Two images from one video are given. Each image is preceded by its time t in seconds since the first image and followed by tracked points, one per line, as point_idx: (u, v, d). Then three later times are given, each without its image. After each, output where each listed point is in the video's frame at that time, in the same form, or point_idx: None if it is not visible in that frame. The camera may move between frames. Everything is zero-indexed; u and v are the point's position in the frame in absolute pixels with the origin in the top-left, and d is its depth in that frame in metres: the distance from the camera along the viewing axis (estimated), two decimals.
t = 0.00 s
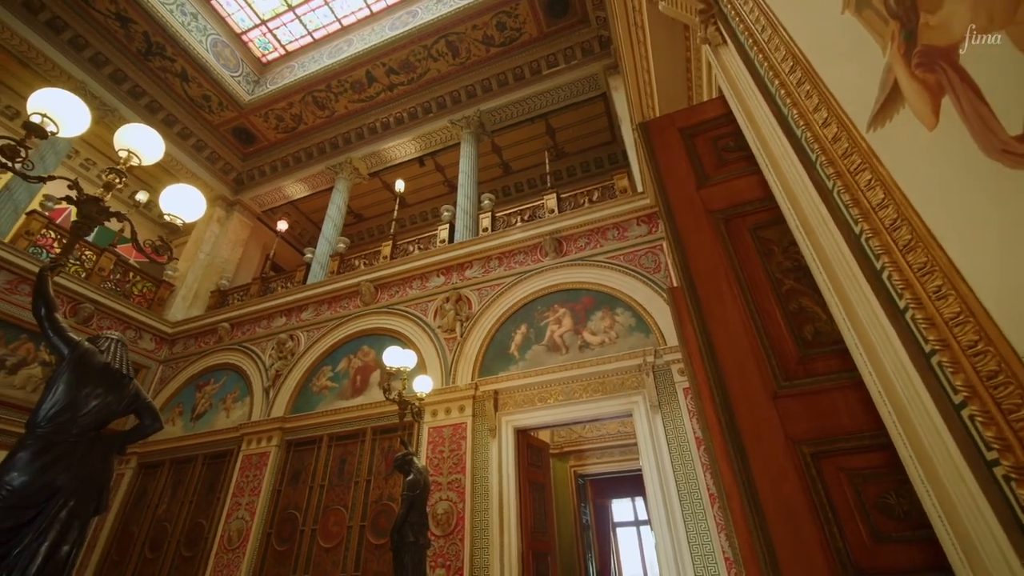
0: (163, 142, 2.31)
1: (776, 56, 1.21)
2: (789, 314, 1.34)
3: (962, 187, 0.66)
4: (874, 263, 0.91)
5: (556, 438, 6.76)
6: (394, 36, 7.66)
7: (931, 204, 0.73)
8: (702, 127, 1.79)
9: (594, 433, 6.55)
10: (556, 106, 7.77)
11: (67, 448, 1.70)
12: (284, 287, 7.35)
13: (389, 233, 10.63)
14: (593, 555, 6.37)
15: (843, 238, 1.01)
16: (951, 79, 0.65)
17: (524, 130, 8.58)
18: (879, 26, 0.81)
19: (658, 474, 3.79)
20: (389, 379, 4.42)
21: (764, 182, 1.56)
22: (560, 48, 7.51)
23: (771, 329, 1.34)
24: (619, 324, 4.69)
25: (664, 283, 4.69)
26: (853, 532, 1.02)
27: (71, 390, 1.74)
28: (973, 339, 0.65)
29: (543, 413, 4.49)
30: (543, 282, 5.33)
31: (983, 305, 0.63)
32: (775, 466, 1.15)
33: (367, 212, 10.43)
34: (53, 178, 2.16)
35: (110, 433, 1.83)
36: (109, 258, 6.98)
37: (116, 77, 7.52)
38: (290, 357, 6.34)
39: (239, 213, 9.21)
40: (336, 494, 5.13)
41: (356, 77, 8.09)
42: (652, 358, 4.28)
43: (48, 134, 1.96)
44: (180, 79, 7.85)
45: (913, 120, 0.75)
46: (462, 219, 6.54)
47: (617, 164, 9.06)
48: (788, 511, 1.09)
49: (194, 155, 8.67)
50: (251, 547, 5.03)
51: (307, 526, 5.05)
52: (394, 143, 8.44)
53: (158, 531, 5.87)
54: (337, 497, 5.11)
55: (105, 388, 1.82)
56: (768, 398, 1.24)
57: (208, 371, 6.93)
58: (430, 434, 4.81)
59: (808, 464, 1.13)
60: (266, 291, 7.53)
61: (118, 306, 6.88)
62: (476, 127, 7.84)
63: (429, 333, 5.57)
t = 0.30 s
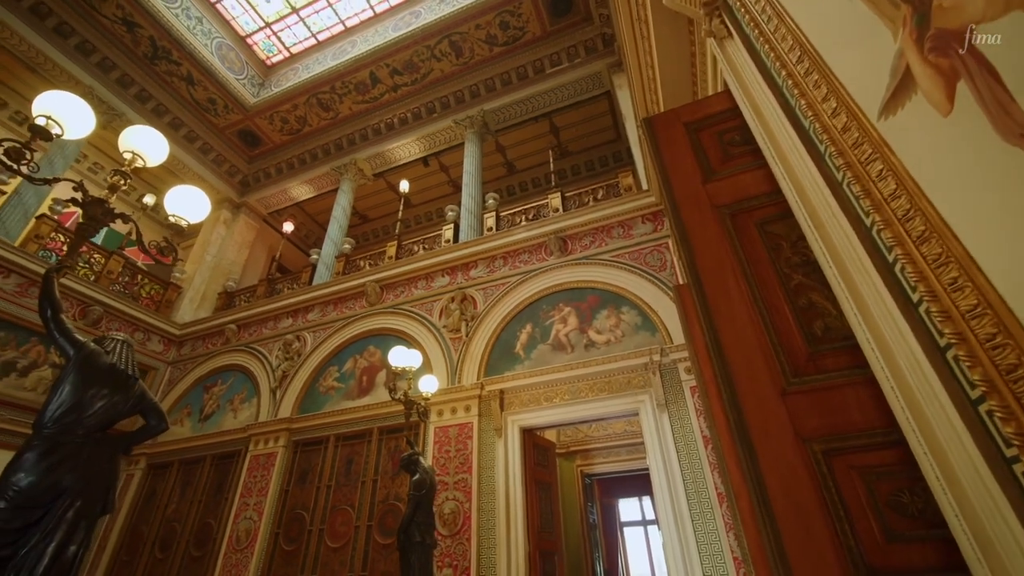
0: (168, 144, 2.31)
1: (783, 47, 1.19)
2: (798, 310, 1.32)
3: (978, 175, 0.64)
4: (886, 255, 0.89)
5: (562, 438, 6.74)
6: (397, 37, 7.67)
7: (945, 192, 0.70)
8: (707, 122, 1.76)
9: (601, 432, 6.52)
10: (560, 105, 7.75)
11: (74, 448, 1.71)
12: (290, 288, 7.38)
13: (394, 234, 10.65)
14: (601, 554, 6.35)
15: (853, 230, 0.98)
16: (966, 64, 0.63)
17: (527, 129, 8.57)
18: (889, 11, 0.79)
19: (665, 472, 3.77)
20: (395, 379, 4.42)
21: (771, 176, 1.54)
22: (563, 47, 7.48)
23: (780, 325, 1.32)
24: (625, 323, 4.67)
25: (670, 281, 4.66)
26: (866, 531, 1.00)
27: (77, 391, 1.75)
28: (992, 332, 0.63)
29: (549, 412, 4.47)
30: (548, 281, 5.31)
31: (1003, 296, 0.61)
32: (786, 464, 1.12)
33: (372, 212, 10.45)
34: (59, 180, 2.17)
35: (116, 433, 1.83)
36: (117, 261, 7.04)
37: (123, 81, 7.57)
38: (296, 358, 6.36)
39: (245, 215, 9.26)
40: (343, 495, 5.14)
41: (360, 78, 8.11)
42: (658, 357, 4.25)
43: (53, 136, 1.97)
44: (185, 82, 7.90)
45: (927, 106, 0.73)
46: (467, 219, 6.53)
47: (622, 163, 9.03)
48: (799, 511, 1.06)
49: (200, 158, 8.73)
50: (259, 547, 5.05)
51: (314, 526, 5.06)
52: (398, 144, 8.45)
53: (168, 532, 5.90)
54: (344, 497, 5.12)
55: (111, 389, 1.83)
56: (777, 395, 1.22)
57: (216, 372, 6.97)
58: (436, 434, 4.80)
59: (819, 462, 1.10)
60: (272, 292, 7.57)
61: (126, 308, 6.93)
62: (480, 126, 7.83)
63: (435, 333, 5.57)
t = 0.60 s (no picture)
0: (173, 146, 2.32)
1: (792, 37, 1.17)
2: (809, 305, 1.29)
3: (996, 161, 0.62)
4: (900, 247, 0.87)
5: (569, 437, 6.72)
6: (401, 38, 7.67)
7: (961, 180, 0.68)
8: (714, 116, 1.74)
9: (608, 432, 6.49)
10: (564, 103, 7.72)
11: (80, 449, 1.71)
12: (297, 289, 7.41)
13: (400, 234, 10.67)
14: (609, 554, 6.32)
15: (865, 222, 0.96)
16: (984, 45, 0.61)
17: (532, 128, 8.55)
18: None
19: (673, 472, 3.74)
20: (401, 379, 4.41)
21: (780, 169, 1.51)
22: (567, 45, 7.45)
23: (790, 321, 1.29)
24: (632, 321, 4.64)
25: (677, 279, 4.62)
26: (881, 530, 0.98)
27: (83, 392, 1.75)
28: (1013, 325, 0.60)
29: (555, 411, 4.45)
30: (553, 281, 5.29)
31: None
32: (797, 462, 1.10)
33: (378, 213, 10.47)
34: (66, 182, 2.19)
35: (122, 434, 1.84)
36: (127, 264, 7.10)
37: (130, 86, 7.63)
38: (303, 359, 6.39)
39: (251, 217, 9.31)
40: (351, 495, 5.15)
41: (365, 80, 8.13)
42: (666, 356, 4.22)
43: (59, 139, 1.99)
44: (192, 86, 7.95)
45: (942, 92, 0.71)
46: (472, 218, 6.52)
47: (627, 161, 8.98)
48: (812, 510, 1.04)
49: (206, 161, 8.79)
50: (268, 547, 5.07)
51: (323, 526, 5.07)
52: (403, 144, 8.46)
53: (178, 532, 5.94)
54: (352, 497, 5.12)
55: (117, 390, 1.83)
56: (788, 392, 1.19)
57: (224, 374, 7.02)
58: (443, 434, 4.80)
59: (832, 461, 1.08)
60: (279, 293, 7.60)
61: (135, 310, 6.99)
62: (484, 126, 7.82)
63: (441, 333, 5.57)
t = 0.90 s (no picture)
0: (177, 147, 2.33)
1: (800, 28, 1.15)
2: (818, 301, 1.27)
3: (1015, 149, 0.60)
4: (914, 239, 0.84)
5: (575, 437, 6.70)
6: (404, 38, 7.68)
7: (979, 168, 0.66)
8: (720, 111, 1.72)
9: (614, 431, 6.47)
10: (568, 102, 7.70)
11: (87, 450, 1.72)
12: (303, 290, 7.44)
13: (405, 235, 10.69)
14: (616, 554, 6.30)
15: (877, 215, 0.94)
16: (1002, 27, 0.59)
17: (536, 127, 8.53)
18: None
19: (681, 471, 3.71)
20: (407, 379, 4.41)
21: (787, 163, 1.49)
22: (570, 44, 7.43)
23: (799, 316, 1.27)
24: (638, 320, 4.61)
25: (683, 277, 4.59)
26: (894, 529, 0.96)
27: (90, 393, 1.76)
28: None
29: (561, 411, 4.43)
30: (558, 280, 5.27)
31: None
32: (808, 460, 1.08)
33: (383, 214, 10.50)
34: (72, 184, 2.20)
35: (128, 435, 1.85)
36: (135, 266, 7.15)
37: (136, 89, 7.68)
38: (310, 359, 6.41)
39: (257, 219, 9.37)
40: (358, 495, 5.16)
41: (369, 81, 8.14)
42: (672, 354, 4.19)
43: (65, 141, 2.00)
44: (198, 89, 8.00)
45: (958, 78, 0.69)
46: (476, 218, 6.52)
47: (632, 159, 8.94)
48: (824, 509, 1.02)
49: (212, 163, 8.84)
50: (276, 547, 5.09)
51: (330, 526, 5.08)
52: (407, 145, 8.47)
53: (187, 532, 5.97)
54: (359, 497, 5.13)
55: (124, 390, 1.84)
56: (798, 389, 1.17)
57: (231, 375, 7.05)
58: (449, 434, 4.80)
59: (844, 459, 1.06)
60: (285, 295, 7.63)
61: (143, 312, 7.04)
62: (488, 125, 7.82)
63: (446, 333, 5.56)
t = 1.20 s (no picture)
0: (183, 149, 2.34)
1: (809, 18, 1.13)
2: (830, 296, 1.25)
3: None
4: (929, 230, 0.82)
5: (583, 436, 6.68)
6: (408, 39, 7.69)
7: (999, 156, 0.64)
8: (727, 105, 1.70)
9: (622, 430, 6.45)
10: (573, 100, 7.67)
11: (96, 450, 1.73)
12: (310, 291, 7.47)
13: (410, 235, 10.70)
14: (624, 553, 6.27)
15: (891, 206, 0.92)
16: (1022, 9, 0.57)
17: (540, 126, 8.52)
18: None
19: (689, 470, 3.68)
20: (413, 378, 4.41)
21: (796, 157, 1.47)
22: (574, 42, 7.40)
23: (811, 312, 1.25)
24: (644, 318, 4.59)
25: (690, 275, 4.55)
26: (912, 529, 0.93)
27: (98, 393, 1.77)
28: None
29: (568, 410, 4.41)
30: (564, 278, 5.25)
31: None
32: (821, 458, 1.06)
33: (388, 214, 10.52)
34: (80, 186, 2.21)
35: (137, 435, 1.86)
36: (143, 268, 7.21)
37: (144, 93, 7.74)
38: (317, 360, 6.44)
39: (264, 221, 9.42)
40: (366, 494, 5.17)
41: (373, 82, 8.16)
42: (679, 352, 4.16)
43: (72, 143, 2.01)
44: (204, 92, 8.05)
45: (976, 64, 0.67)
46: (482, 218, 6.51)
47: (637, 157, 8.90)
48: (838, 508, 1.00)
49: (219, 166, 8.90)
50: (285, 547, 5.11)
51: (338, 525, 5.09)
52: (411, 145, 8.48)
53: (197, 532, 6.01)
54: (366, 497, 5.14)
55: (132, 391, 1.85)
56: (810, 386, 1.15)
57: (239, 376, 7.10)
58: (456, 434, 4.79)
59: (858, 457, 1.04)
60: (292, 296, 7.66)
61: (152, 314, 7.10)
62: (493, 125, 7.81)
63: (452, 333, 5.56)
